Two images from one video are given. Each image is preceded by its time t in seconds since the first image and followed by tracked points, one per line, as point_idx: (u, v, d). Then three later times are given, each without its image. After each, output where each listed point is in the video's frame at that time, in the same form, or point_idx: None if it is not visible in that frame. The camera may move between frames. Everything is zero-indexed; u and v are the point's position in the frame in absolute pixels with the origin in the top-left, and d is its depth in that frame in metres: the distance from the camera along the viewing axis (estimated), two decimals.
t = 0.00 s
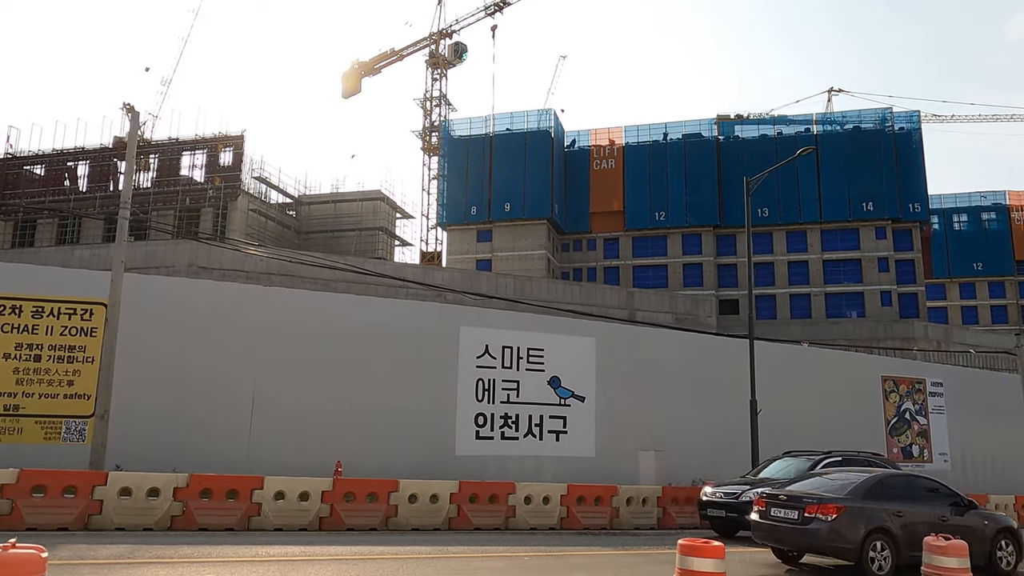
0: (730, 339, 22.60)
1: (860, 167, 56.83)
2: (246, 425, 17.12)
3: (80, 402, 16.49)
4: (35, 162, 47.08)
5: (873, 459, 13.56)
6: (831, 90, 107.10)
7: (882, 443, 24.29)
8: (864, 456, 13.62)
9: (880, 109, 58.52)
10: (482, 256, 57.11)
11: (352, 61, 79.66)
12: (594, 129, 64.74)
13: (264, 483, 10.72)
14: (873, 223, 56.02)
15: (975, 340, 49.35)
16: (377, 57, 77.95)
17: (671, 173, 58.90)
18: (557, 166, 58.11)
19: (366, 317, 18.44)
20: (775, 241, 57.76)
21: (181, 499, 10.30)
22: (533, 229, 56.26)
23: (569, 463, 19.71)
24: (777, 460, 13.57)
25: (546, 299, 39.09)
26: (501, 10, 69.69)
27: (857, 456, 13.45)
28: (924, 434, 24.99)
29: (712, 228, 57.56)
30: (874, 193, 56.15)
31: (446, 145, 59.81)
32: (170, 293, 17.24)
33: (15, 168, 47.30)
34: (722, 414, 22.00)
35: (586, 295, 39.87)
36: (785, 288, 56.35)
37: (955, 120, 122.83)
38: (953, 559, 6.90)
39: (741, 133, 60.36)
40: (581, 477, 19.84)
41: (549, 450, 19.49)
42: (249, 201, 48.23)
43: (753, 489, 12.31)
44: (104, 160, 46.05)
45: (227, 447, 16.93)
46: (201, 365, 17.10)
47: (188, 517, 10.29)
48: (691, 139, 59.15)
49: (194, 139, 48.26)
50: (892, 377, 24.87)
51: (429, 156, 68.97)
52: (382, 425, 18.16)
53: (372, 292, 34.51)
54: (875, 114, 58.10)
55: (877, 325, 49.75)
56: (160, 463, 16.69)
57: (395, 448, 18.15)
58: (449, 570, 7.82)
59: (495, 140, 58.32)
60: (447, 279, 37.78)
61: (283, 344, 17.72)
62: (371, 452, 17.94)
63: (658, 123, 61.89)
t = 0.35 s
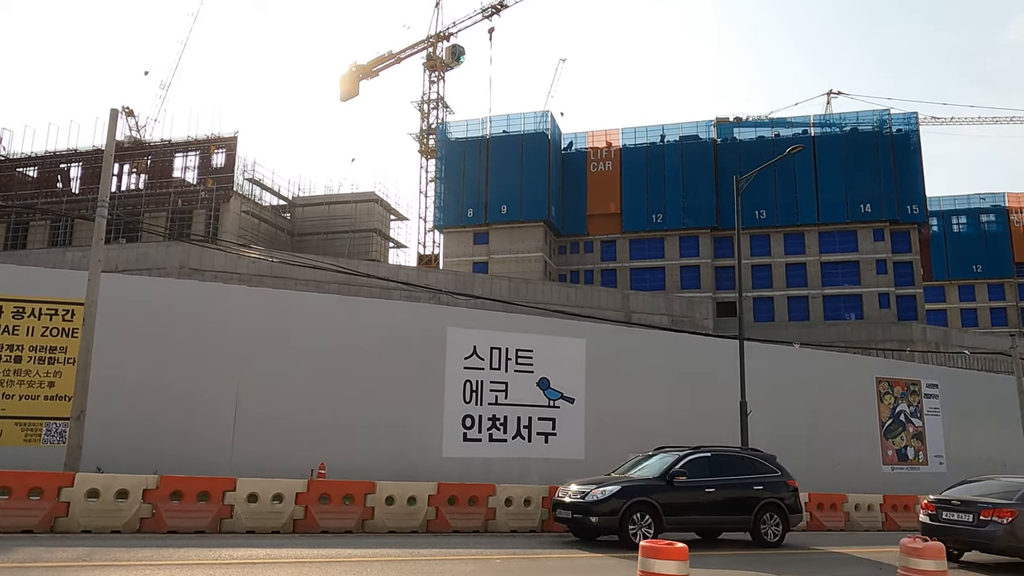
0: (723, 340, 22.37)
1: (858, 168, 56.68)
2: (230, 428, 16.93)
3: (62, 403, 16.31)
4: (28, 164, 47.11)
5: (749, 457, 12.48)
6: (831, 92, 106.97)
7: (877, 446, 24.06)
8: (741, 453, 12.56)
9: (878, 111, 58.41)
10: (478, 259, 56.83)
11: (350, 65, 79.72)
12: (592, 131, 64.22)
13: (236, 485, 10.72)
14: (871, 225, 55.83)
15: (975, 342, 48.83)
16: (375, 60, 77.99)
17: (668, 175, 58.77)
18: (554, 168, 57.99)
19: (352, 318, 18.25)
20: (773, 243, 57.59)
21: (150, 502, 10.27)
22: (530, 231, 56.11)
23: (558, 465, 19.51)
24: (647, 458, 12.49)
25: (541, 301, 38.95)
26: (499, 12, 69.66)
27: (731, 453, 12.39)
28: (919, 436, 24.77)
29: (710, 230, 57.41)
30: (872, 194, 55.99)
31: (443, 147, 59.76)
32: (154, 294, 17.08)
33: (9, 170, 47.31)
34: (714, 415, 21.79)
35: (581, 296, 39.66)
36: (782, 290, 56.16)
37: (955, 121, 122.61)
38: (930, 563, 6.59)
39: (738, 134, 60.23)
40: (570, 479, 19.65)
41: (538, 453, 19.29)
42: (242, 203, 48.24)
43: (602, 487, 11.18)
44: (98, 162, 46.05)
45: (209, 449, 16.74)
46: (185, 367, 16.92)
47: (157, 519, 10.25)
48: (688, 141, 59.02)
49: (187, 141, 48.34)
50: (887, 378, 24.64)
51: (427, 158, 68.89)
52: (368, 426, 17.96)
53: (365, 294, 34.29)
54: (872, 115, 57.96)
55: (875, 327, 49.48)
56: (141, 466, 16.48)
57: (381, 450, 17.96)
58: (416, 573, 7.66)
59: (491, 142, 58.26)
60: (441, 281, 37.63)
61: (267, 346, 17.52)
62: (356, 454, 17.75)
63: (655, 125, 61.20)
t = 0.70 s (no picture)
0: (714, 343, 22.20)
1: (856, 170, 56.53)
2: (213, 432, 16.76)
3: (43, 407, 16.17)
4: (21, 167, 47.13)
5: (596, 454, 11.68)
6: (830, 95, 106.85)
7: (870, 449, 23.85)
8: (587, 451, 11.77)
9: (875, 113, 58.27)
10: (475, 262, 56.69)
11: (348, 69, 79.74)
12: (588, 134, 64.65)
13: (207, 490, 10.59)
14: (869, 228, 55.65)
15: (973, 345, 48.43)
16: (373, 64, 78.01)
17: (666, 178, 58.64)
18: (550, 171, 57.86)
19: (337, 321, 18.09)
20: (770, 245, 57.40)
21: (119, 506, 10.21)
22: (526, 234, 55.96)
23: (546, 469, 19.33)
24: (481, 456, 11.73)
25: (536, 304, 38.78)
26: (496, 16, 69.64)
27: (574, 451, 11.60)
28: (914, 439, 24.56)
29: (707, 233, 57.25)
30: (870, 196, 55.83)
31: (439, 150, 59.70)
32: (137, 297, 16.90)
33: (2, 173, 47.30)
34: (706, 419, 21.62)
35: (576, 299, 39.43)
36: (780, 293, 55.96)
37: (954, 123, 122.50)
38: (902, 569, 6.39)
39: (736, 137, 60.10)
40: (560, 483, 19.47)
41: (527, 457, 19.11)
42: (234, 205, 48.27)
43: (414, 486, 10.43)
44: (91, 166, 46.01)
45: (192, 454, 16.56)
46: (168, 371, 16.75)
47: (126, 525, 10.22)
48: (685, 144, 58.90)
49: (179, 144, 48.36)
50: (880, 381, 24.46)
51: (424, 161, 68.77)
52: (354, 431, 17.78)
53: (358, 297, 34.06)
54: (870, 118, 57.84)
55: (874, 330, 49.19)
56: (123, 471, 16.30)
57: (367, 454, 17.79)
58: None
59: (488, 145, 58.17)
60: (435, 284, 37.50)
61: (251, 350, 17.37)
62: (342, 459, 17.59)
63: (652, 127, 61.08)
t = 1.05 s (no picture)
0: (699, 346, 22.07)
1: (847, 173, 56.55)
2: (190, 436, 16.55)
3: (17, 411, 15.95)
4: (7, 169, 46.97)
5: (402, 452, 10.49)
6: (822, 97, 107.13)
7: (857, 452, 23.73)
8: (394, 449, 10.55)
9: (867, 115, 58.31)
10: (466, 264, 56.54)
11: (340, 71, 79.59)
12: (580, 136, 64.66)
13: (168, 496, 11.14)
14: (860, 230, 55.65)
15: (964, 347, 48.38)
16: (365, 66, 77.87)
17: (657, 180, 58.60)
18: (542, 174, 57.73)
19: (318, 322, 17.91)
20: (762, 247, 57.37)
21: (81, 513, 10.63)
22: (518, 236, 55.82)
23: (529, 473, 19.15)
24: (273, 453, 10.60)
25: (525, 306, 38.64)
26: (488, 18, 69.55)
27: (377, 448, 10.42)
28: (902, 441, 24.43)
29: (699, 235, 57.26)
30: (861, 198, 55.83)
31: (431, 152, 59.60)
32: (114, 298, 16.67)
33: None
34: (691, 421, 21.47)
35: (566, 301, 39.26)
36: (771, 295, 55.92)
37: (947, 125, 122.93)
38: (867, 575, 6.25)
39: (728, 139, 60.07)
40: (543, 487, 19.31)
41: (510, 460, 18.95)
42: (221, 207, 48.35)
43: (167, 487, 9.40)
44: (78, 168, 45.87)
45: (168, 458, 16.33)
46: (145, 374, 16.55)
47: (87, 531, 10.63)
48: (677, 146, 58.85)
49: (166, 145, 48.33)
50: (868, 383, 24.34)
51: (416, 163, 68.63)
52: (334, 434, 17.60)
53: (346, 299, 33.83)
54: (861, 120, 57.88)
55: (865, 332, 49.06)
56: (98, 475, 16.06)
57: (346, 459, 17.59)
58: None
59: (479, 147, 58.07)
60: (423, 287, 37.38)
61: (230, 353, 17.19)
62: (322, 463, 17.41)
63: (644, 129, 61.02)
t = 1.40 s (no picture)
0: (684, 341, 21.92)
1: (839, 170, 56.48)
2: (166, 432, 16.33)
3: None
4: None
5: (150, 436, 9.31)
6: (817, 94, 107.06)
7: (844, 448, 23.61)
8: (144, 433, 9.39)
9: (859, 113, 58.25)
10: (457, 261, 56.25)
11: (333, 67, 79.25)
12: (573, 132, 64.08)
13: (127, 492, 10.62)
14: (852, 227, 55.58)
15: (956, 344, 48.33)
16: (357, 62, 77.53)
17: (649, 177, 58.48)
18: (533, 171, 57.56)
19: (297, 317, 17.71)
20: (754, 244, 57.29)
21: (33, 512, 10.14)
22: (509, 233, 55.62)
23: (512, 469, 18.98)
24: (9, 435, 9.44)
25: (515, 303, 38.47)
26: (481, 13, 69.30)
27: (115, 432, 9.23)
28: (889, 438, 24.33)
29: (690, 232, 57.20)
30: (853, 195, 55.77)
31: (422, 148, 59.39)
32: (88, 292, 16.41)
33: None
34: (677, 417, 21.31)
35: (555, 298, 39.10)
36: (763, 292, 55.85)
37: (940, 122, 123.21)
38: (830, 571, 6.09)
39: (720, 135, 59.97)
40: (525, 484, 19.12)
41: (492, 456, 18.77)
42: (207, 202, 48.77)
43: None
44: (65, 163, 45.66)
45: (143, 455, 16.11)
46: (119, 369, 16.31)
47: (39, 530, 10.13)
48: (669, 143, 58.73)
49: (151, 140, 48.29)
50: (855, 380, 24.23)
51: (408, 160, 68.37)
52: (312, 429, 17.40)
53: (333, 295, 33.61)
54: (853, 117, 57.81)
55: (857, 329, 48.92)
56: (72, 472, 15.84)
57: (325, 455, 17.39)
58: None
59: (471, 144, 57.88)
60: (411, 283, 37.21)
61: (207, 348, 16.96)
62: (299, 458, 17.19)
63: (637, 126, 60.89)
